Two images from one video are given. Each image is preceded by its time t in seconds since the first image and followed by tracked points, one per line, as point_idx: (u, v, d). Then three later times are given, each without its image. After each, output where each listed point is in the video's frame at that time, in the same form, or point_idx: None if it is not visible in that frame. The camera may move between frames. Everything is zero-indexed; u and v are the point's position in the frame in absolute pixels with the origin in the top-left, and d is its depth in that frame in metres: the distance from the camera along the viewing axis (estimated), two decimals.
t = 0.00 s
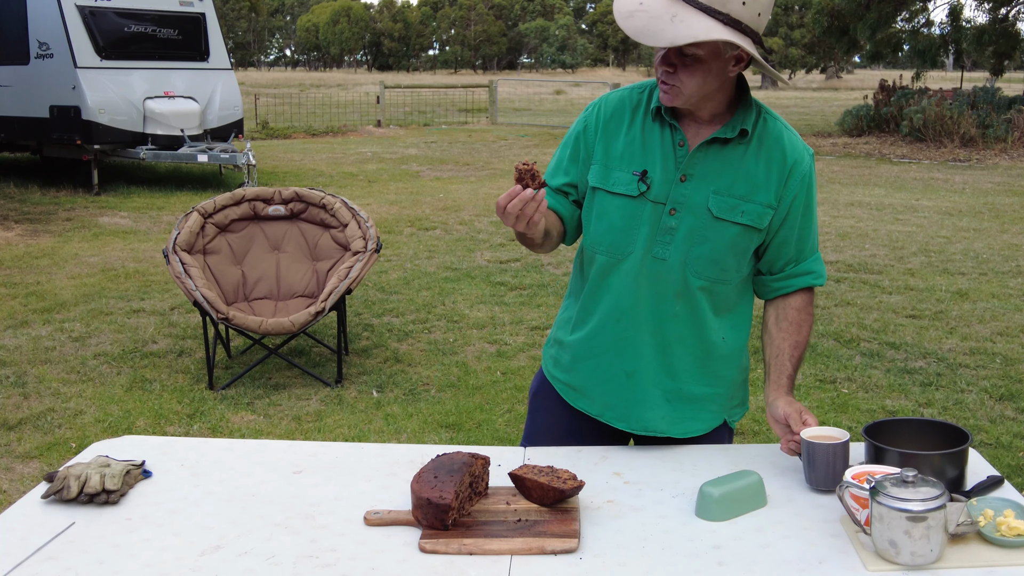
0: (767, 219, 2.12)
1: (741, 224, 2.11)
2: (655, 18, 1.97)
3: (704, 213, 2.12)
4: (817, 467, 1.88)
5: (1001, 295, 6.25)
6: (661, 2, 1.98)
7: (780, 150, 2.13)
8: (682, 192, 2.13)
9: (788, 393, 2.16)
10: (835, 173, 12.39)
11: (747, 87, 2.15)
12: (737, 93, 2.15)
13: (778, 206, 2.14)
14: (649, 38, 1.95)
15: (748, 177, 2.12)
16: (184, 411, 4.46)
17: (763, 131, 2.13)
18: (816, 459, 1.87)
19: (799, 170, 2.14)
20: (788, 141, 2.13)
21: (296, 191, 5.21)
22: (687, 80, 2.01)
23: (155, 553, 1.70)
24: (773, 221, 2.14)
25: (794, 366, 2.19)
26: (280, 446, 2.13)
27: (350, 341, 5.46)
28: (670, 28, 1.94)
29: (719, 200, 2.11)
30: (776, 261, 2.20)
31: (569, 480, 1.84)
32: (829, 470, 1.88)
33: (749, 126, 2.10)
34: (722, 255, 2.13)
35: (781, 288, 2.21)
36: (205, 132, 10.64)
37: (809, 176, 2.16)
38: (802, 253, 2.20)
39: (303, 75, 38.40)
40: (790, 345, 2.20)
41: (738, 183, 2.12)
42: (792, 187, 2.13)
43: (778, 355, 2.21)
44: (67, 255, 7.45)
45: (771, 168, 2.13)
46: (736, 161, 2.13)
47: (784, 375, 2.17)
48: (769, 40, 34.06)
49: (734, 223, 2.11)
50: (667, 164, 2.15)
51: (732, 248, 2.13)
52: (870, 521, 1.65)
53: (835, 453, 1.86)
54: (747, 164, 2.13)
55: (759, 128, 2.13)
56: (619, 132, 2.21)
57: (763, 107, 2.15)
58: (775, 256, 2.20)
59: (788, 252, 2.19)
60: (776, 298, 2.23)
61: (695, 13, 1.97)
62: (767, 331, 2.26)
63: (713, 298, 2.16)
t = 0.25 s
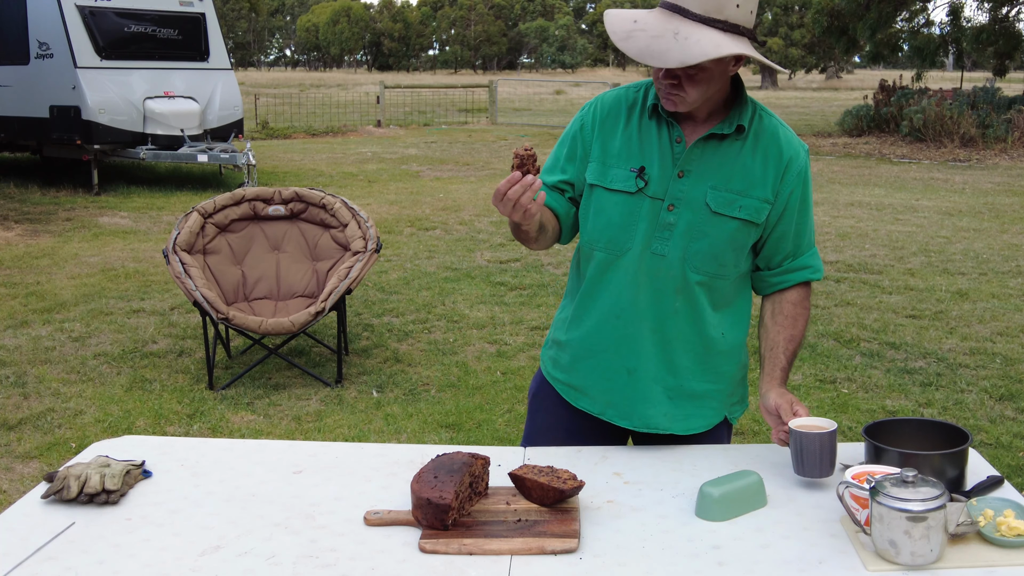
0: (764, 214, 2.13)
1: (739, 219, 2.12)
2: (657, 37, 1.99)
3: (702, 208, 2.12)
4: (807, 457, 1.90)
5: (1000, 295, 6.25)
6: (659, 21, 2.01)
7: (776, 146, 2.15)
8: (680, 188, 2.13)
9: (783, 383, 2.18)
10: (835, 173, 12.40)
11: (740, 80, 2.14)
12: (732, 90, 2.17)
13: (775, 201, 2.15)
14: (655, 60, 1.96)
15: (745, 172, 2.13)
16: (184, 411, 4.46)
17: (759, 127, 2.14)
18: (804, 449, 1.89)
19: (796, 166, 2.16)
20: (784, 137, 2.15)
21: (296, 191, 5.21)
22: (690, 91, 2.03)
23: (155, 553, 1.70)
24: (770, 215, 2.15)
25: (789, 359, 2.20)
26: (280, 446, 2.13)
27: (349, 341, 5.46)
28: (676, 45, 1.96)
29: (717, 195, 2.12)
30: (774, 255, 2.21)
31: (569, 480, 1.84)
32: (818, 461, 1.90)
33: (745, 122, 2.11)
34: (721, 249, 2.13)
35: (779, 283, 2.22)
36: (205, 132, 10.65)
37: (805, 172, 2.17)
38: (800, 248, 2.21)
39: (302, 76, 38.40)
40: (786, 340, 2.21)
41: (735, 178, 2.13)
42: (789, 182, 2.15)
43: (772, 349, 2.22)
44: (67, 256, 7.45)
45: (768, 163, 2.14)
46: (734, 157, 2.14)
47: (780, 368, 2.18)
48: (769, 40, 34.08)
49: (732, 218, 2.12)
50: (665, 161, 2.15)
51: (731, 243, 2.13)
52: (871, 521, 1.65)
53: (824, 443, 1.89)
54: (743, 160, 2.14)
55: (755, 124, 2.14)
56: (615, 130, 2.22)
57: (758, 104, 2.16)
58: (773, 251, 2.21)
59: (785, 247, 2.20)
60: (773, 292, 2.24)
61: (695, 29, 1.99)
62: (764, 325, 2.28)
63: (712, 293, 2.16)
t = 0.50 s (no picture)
0: (757, 210, 2.14)
1: (733, 216, 2.13)
2: (644, 46, 1.99)
3: (696, 208, 2.13)
4: (796, 440, 1.92)
5: (1000, 295, 6.25)
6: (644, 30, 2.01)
7: (764, 142, 2.15)
8: (673, 189, 2.13)
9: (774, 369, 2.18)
10: (835, 173, 12.40)
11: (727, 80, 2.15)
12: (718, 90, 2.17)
13: (767, 196, 2.16)
14: (643, 70, 1.96)
15: (735, 170, 2.14)
16: (184, 411, 4.46)
17: (747, 124, 2.15)
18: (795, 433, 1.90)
19: (785, 160, 2.17)
20: (772, 132, 2.16)
21: (296, 191, 5.21)
22: (680, 96, 2.03)
23: (155, 553, 1.70)
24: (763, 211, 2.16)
25: (780, 346, 2.20)
26: (280, 446, 2.13)
27: (349, 341, 5.46)
28: (663, 53, 1.96)
29: (710, 194, 2.12)
30: (767, 248, 2.23)
31: (569, 480, 1.84)
32: (807, 444, 1.92)
33: (733, 119, 2.12)
34: (717, 247, 2.14)
35: (772, 276, 2.24)
36: (205, 132, 10.65)
37: (795, 165, 2.19)
38: (793, 239, 2.23)
39: (302, 76, 38.40)
40: (778, 328, 2.22)
41: (726, 176, 2.13)
42: (780, 176, 2.16)
43: (764, 338, 2.22)
44: (67, 255, 7.46)
45: (758, 159, 2.15)
46: (724, 155, 2.14)
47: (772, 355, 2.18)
48: (769, 39, 34.10)
49: (727, 216, 2.13)
50: (656, 162, 2.15)
51: (726, 240, 2.14)
52: (871, 521, 1.65)
53: (812, 426, 1.90)
54: (733, 157, 2.14)
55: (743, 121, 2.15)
56: (605, 135, 2.21)
57: (744, 100, 2.17)
58: (766, 244, 2.22)
59: (779, 240, 2.22)
60: (768, 284, 2.25)
61: (680, 36, 1.99)
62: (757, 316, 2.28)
63: (709, 291, 2.16)
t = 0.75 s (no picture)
0: (736, 198, 2.17)
1: (714, 208, 2.15)
2: (607, 51, 2.00)
3: (678, 206, 2.14)
4: (774, 402, 1.87)
5: (1000, 295, 6.26)
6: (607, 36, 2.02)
7: (733, 131, 2.18)
8: (654, 190, 2.14)
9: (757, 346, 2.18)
10: (835, 173, 12.41)
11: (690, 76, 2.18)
12: (680, 86, 2.19)
13: (743, 183, 2.19)
14: (609, 75, 1.96)
15: (710, 163, 2.16)
16: (184, 411, 4.46)
17: (714, 116, 2.17)
18: (775, 399, 1.87)
19: (756, 145, 2.20)
20: (739, 121, 2.19)
21: (296, 191, 5.21)
22: (646, 97, 2.04)
23: (155, 553, 1.70)
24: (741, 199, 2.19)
25: (760, 323, 2.21)
26: (280, 446, 2.13)
27: (349, 341, 5.46)
28: (627, 56, 1.97)
29: (689, 190, 2.14)
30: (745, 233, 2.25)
31: (569, 480, 1.84)
32: (783, 413, 1.88)
33: (702, 114, 2.14)
34: (703, 241, 2.15)
35: (752, 259, 2.26)
36: (205, 132, 10.65)
37: (765, 149, 2.22)
38: (771, 220, 2.25)
39: (302, 76, 38.42)
40: (757, 307, 2.23)
41: (702, 169, 2.15)
42: (752, 163, 2.19)
43: (743, 315, 2.23)
44: (67, 256, 7.46)
45: (729, 148, 2.18)
46: (698, 149, 2.16)
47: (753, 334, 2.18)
48: (769, 39, 34.15)
49: (708, 208, 2.15)
50: (634, 166, 2.15)
51: (712, 232, 2.16)
52: (871, 521, 1.65)
53: (791, 391, 1.88)
54: (706, 150, 2.16)
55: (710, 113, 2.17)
56: (578, 145, 2.19)
57: (707, 92, 2.19)
58: (744, 228, 2.25)
59: (758, 223, 2.25)
60: (747, 268, 2.28)
61: (641, 39, 2.01)
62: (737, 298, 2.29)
63: (699, 286, 2.17)
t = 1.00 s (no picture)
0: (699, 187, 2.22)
1: (681, 200, 2.19)
2: (558, 59, 1.98)
3: (647, 204, 2.16)
4: (744, 374, 1.92)
5: (1001, 295, 6.26)
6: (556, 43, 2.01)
7: (685, 122, 2.23)
8: (622, 192, 2.15)
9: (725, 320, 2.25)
10: (835, 173, 12.42)
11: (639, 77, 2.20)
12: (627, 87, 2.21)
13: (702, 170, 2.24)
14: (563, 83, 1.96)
15: (670, 158, 2.19)
16: (184, 411, 4.46)
17: (666, 111, 2.21)
18: (744, 370, 1.91)
19: (709, 132, 2.26)
20: (689, 111, 2.24)
21: (296, 191, 5.21)
22: (599, 101, 2.04)
23: (155, 553, 1.70)
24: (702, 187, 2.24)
25: (727, 300, 2.27)
26: (280, 446, 2.13)
27: (349, 341, 5.46)
28: (579, 64, 1.96)
29: (655, 187, 2.17)
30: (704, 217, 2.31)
31: (569, 480, 1.84)
32: (752, 382, 1.92)
33: (655, 111, 2.17)
34: (675, 235, 2.18)
35: (713, 242, 2.33)
36: (205, 132, 10.65)
37: (717, 135, 2.28)
38: (728, 203, 2.32)
39: (303, 76, 38.44)
40: (723, 286, 2.28)
41: (664, 164, 2.18)
42: (708, 150, 2.25)
43: (708, 294, 2.29)
44: (67, 255, 7.46)
45: (685, 140, 2.22)
46: (658, 145, 2.19)
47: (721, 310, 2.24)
48: (768, 40, 34.17)
49: (675, 202, 2.18)
50: (599, 172, 2.15)
51: (681, 224, 2.20)
52: (871, 521, 1.65)
53: (761, 360, 1.92)
54: (665, 145, 2.20)
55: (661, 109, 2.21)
56: (538, 159, 2.15)
57: (654, 88, 2.22)
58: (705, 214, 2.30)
59: (717, 205, 2.31)
60: (709, 250, 2.34)
61: (591, 43, 2.00)
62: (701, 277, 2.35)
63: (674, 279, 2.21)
